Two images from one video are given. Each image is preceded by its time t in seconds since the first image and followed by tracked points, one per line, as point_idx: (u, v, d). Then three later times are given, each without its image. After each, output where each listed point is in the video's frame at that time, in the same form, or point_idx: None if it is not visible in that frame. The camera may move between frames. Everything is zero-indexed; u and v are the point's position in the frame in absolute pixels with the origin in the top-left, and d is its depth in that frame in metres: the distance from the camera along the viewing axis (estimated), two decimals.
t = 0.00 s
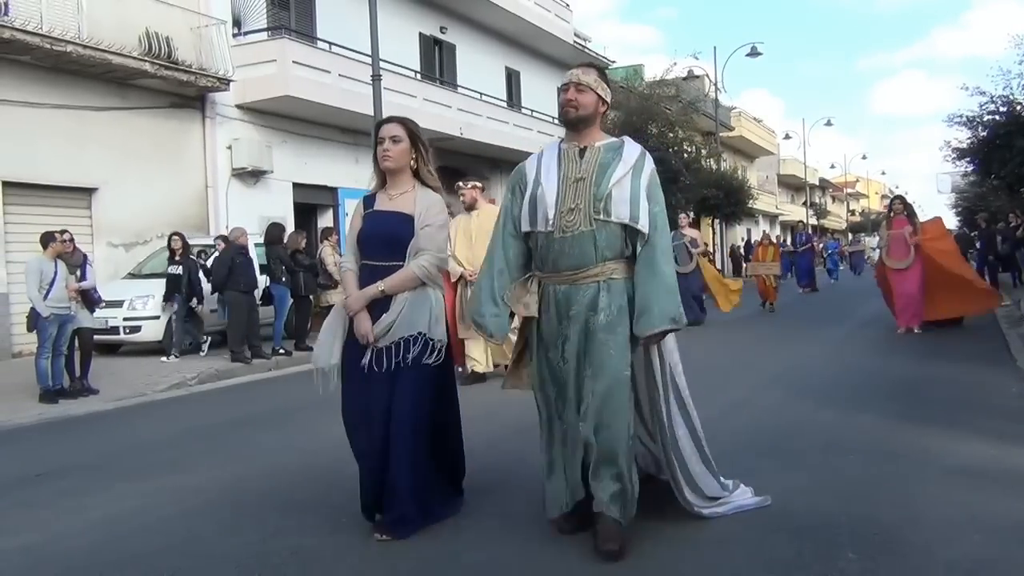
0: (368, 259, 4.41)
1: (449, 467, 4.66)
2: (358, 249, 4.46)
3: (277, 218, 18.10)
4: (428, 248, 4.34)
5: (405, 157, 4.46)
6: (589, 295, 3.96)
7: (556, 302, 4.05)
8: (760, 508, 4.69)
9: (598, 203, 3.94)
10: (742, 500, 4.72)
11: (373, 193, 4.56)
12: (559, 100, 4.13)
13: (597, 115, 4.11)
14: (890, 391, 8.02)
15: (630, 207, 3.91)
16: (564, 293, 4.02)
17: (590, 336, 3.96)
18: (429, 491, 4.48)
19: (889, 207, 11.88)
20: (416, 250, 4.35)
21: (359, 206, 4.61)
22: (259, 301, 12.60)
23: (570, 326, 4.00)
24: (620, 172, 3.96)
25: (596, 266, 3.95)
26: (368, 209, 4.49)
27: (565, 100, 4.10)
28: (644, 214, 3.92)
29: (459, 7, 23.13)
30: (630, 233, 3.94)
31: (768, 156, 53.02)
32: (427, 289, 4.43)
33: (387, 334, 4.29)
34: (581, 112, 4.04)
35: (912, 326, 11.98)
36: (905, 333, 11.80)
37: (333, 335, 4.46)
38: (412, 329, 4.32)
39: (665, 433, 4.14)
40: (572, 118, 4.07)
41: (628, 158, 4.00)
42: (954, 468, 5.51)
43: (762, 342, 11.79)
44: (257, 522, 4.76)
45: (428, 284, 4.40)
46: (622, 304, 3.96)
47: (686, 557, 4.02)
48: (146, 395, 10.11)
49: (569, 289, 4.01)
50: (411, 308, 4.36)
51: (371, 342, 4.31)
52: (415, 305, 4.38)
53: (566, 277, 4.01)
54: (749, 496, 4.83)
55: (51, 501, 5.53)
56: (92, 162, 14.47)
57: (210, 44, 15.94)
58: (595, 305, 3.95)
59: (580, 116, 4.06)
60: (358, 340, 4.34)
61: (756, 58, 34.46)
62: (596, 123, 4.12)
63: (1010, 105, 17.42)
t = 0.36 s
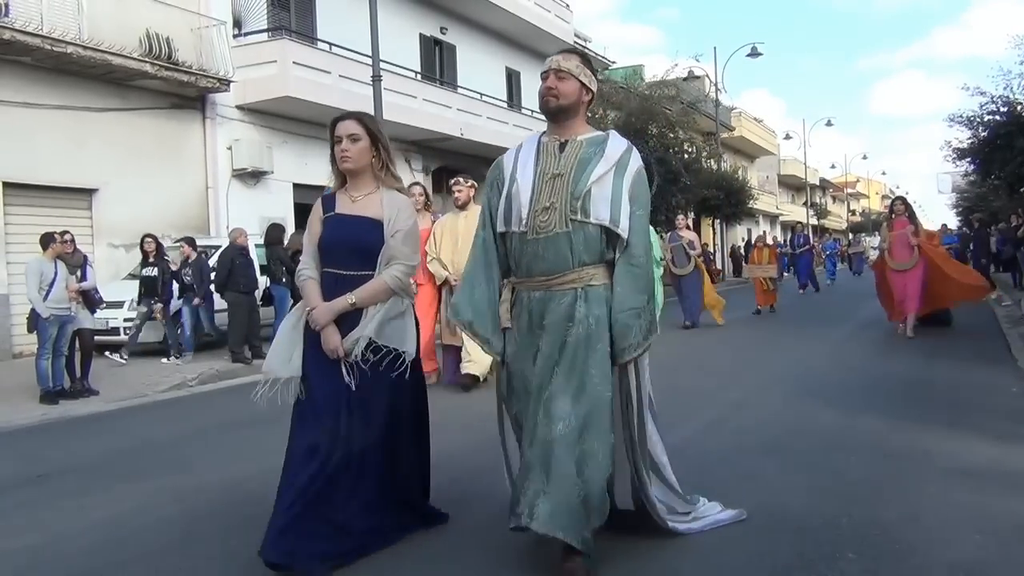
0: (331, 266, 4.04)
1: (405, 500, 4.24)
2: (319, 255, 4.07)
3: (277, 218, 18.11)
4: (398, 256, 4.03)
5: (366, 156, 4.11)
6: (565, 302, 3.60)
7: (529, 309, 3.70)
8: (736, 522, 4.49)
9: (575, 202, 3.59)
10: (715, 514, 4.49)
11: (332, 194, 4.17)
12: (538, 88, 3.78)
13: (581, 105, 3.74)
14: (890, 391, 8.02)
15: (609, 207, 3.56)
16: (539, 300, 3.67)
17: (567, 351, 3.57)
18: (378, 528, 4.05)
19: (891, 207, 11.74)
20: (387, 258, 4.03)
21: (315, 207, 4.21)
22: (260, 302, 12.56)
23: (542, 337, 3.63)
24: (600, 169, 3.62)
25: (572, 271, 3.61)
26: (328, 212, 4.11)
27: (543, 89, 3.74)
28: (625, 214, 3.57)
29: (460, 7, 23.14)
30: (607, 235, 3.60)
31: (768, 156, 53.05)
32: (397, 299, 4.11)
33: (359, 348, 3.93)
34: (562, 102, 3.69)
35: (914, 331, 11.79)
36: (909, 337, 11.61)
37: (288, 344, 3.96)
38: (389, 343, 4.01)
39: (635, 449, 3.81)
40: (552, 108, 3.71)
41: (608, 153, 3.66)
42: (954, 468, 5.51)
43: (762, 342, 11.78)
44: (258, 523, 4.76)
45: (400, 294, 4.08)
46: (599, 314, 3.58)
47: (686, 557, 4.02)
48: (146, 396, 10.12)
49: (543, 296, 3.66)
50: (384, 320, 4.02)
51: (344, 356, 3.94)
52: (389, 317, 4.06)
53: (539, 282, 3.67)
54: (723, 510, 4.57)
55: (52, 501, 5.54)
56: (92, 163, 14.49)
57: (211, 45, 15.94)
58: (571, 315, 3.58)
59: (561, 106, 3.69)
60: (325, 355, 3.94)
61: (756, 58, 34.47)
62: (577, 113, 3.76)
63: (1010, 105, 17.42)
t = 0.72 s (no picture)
0: (265, 266, 3.68)
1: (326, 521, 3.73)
2: (253, 253, 3.72)
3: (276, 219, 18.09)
4: (340, 256, 3.68)
5: (309, 146, 3.78)
6: (544, 308, 3.41)
7: (502, 315, 3.46)
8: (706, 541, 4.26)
9: (549, 197, 3.37)
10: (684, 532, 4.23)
11: (273, 187, 3.84)
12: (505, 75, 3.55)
13: (553, 90, 3.52)
14: (889, 393, 8.04)
15: (584, 198, 3.33)
16: (513, 305, 3.45)
17: (549, 361, 3.37)
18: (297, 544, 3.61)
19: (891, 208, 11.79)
20: (326, 259, 3.67)
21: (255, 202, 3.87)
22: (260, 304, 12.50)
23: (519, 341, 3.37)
24: (573, 158, 3.37)
25: (550, 274, 3.41)
26: (266, 206, 3.77)
27: (510, 75, 3.51)
28: (602, 205, 3.32)
29: (459, 9, 23.15)
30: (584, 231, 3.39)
31: (767, 158, 53.12)
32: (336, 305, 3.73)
33: (293, 356, 3.56)
34: (529, 88, 3.48)
35: (910, 333, 11.71)
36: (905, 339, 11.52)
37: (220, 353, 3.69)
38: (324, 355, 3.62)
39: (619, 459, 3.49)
40: (520, 96, 3.50)
41: (582, 140, 3.41)
42: (953, 469, 5.52)
43: (760, 344, 11.77)
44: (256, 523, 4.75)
45: (340, 299, 3.71)
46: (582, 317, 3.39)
47: (685, 559, 4.03)
48: (144, 397, 10.10)
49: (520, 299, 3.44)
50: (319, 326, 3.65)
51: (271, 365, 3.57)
52: (326, 324, 3.68)
53: (514, 286, 3.46)
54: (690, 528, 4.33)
55: (50, 501, 5.53)
56: (92, 163, 14.49)
57: (209, 46, 15.94)
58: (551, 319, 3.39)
59: (531, 93, 3.48)
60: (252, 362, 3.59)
61: (756, 60, 34.50)
62: (547, 96, 3.53)
63: (1008, 108, 17.46)
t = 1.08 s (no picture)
0: (206, 272, 3.21)
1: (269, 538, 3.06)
2: (196, 259, 3.26)
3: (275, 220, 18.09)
4: (283, 260, 3.15)
5: (252, 138, 3.28)
6: (485, 320, 2.85)
7: (439, 326, 2.90)
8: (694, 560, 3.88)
9: (492, 195, 2.85)
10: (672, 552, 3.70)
11: (218, 183, 3.36)
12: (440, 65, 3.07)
13: (494, 81, 3.02)
14: (887, 396, 8.04)
15: (533, 197, 2.82)
16: (452, 317, 2.89)
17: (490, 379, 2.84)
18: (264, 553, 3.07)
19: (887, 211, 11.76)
20: (267, 262, 3.15)
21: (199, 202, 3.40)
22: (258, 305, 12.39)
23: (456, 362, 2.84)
24: (519, 152, 2.87)
25: (496, 281, 2.86)
26: (208, 205, 3.29)
27: (446, 65, 3.03)
28: (551, 207, 2.83)
29: (458, 10, 23.19)
30: (532, 234, 2.86)
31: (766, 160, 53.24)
32: (283, 312, 3.21)
33: (232, 372, 3.07)
34: (467, 79, 2.99)
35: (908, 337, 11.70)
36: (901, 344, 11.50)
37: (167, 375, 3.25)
38: (264, 363, 3.11)
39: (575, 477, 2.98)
40: (457, 88, 3.01)
41: (528, 134, 2.92)
42: (952, 473, 5.52)
43: (758, 347, 11.78)
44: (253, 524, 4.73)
45: (286, 306, 3.19)
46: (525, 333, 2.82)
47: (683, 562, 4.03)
48: (143, 397, 10.09)
49: (459, 313, 2.88)
50: (262, 338, 3.14)
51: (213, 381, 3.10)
52: (268, 334, 3.17)
53: (454, 295, 2.90)
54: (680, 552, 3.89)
55: (49, 501, 5.52)
56: (91, 163, 14.48)
57: (209, 46, 15.94)
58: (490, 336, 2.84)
59: (470, 84, 2.99)
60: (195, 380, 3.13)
61: (755, 62, 34.59)
62: (492, 85, 3.02)
63: (1007, 111, 17.51)
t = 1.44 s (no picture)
0: (119, 271, 2.97)
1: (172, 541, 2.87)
2: (110, 257, 3.03)
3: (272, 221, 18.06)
4: (200, 256, 2.90)
5: (164, 122, 3.01)
6: (421, 325, 2.68)
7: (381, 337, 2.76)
8: None
9: (435, 192, 2.65)
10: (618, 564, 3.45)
11: (140, 176, 3.13)
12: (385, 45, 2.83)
13: (441, 65, 2.79)
14: (884, 400, 8.05)
15: (481, 197, 2.64)
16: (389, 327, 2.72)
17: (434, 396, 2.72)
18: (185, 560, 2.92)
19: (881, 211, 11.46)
20: (183, 257, 2.91)
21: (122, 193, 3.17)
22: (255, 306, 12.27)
23: (395, 370, 2.71)
24: (468, 146, 2.68)
25: (435, 287, 2.67)
26: (129, 198, 3.07)
27: (391, 45, 2.78)
28: (501, 206, 2.66)
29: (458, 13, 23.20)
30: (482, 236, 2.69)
31: (763, 163, 53.28)
32: (200, 313, 2.94)
33: (139, 385, 2.82)
34: (411, 63, 2.75)
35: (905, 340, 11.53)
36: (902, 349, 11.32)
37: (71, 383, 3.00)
38: (172, 376, 2.84)
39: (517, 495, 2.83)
40: (401, 73, 2.77)
41: (480, 127, 2.72)
42: (949, 476, 5.53)
43: (754, 351, 11.80)
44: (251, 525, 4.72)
45: (202, 308, 2.92)
46: (467, 339, 2.66)
47: (680, 565, 4.03)
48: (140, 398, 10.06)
49: (396, 318, 2.72)
50: (174, 345, 2.88)
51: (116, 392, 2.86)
52: (185, 338, 2.90)
53: (391, 300, 2.73)
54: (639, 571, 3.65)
55: (46, 503, 5.51)
56: (89, 163, 14.47)
57: (207, 47, 15.95)
58: (426, 343, 2.67)
59: (418, 67, 2.75)
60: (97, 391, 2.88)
61: (753, 65, 34.62)
62: (442, 67, 2.80)
63: (1004, 115, 17.55)
